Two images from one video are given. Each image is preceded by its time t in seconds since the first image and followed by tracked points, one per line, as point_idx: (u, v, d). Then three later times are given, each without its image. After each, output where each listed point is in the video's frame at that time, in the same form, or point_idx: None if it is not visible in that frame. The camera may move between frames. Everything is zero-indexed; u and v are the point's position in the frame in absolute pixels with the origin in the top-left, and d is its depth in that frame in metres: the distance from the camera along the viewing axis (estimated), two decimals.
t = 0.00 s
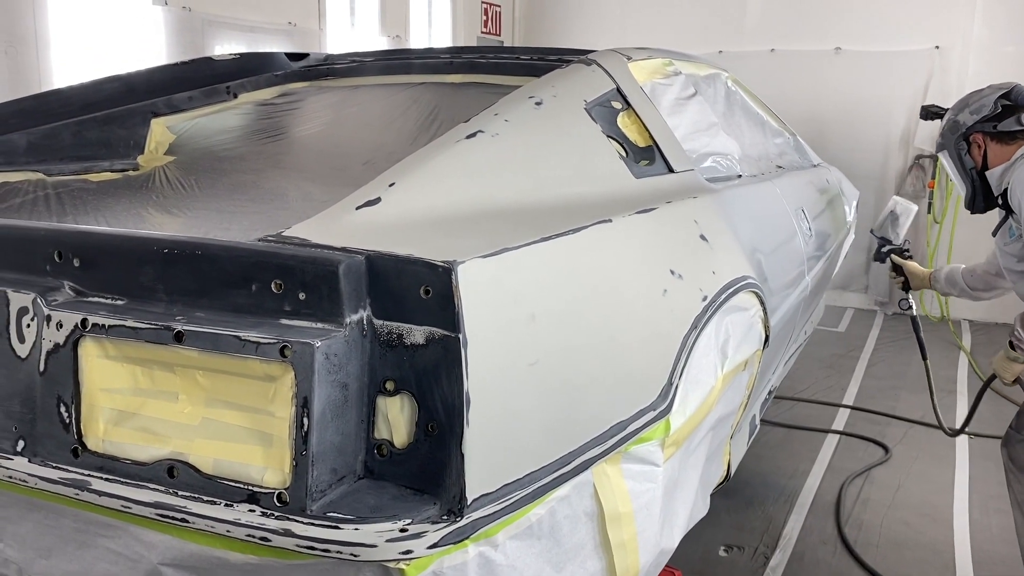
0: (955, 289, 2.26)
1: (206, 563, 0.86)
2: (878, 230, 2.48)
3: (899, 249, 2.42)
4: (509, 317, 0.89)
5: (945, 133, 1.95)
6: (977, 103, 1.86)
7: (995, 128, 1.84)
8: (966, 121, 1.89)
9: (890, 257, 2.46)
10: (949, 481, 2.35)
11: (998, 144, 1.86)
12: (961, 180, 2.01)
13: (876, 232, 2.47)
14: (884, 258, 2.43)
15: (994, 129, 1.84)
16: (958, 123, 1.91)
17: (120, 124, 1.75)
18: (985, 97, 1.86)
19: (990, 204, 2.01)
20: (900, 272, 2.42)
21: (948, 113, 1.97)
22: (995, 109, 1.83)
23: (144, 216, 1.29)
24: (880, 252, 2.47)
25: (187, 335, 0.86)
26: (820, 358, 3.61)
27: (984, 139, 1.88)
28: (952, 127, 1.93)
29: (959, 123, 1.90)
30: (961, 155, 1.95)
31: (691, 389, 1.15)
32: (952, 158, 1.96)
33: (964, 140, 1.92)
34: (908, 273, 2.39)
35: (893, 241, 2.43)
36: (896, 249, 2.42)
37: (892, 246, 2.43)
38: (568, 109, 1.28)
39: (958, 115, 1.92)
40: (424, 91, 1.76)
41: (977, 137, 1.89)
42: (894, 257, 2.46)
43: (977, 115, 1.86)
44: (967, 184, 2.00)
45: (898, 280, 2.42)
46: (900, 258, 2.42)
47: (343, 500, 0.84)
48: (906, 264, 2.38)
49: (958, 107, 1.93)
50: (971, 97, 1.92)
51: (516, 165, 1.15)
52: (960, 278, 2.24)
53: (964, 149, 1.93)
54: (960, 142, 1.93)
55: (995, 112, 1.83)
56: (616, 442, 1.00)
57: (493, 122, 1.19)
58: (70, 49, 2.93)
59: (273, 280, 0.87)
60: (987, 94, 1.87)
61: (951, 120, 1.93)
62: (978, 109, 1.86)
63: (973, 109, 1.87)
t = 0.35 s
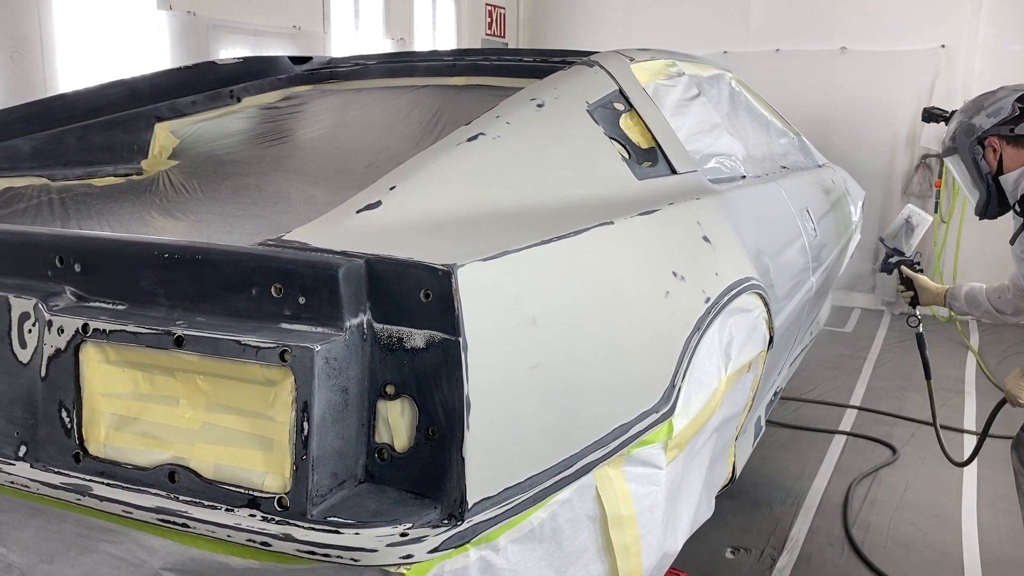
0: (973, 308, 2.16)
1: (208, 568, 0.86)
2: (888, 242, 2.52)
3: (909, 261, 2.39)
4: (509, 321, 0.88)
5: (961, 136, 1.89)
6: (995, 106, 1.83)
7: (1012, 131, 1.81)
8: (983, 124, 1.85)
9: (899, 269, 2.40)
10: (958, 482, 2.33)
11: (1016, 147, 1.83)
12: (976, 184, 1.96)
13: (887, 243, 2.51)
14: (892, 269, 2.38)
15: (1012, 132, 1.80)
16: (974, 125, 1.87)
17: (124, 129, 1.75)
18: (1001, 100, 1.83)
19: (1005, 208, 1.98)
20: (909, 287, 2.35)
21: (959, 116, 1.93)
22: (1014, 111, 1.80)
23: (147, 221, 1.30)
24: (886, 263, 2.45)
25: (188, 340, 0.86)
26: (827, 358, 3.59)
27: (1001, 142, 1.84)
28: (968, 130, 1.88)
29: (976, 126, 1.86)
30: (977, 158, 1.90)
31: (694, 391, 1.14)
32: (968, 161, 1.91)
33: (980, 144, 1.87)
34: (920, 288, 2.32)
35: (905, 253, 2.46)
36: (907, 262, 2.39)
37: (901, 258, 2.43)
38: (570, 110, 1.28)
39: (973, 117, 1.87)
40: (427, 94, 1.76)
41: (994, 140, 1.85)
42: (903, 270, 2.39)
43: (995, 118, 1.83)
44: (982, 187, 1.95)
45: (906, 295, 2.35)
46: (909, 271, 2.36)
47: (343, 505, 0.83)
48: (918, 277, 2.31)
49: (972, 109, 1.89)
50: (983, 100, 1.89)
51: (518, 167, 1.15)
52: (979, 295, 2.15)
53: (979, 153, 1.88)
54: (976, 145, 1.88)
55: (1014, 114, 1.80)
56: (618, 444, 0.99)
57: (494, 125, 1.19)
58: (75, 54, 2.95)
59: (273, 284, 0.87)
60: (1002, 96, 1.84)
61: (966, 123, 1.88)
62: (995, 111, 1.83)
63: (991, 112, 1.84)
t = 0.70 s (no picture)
0: (980, 317, 2.10)
1: None
2: (888, 250, 2.51)
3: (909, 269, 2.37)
4: (506, 327, 0.88)
5: (973, 136, 1.86)
6: (1007, 104, 1.81)
7: None
8: (996, 123, 1.82)
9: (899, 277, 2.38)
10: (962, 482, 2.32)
11: None
12: (986, 186, 1.91)
13: (886, 251, 2.49)
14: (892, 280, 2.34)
15: None
16: (987, 124, 1.84)
17: (123, 136, 1.76)
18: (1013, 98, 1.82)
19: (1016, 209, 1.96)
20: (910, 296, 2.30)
21: (968, 116, 1.90)
22: None
23: (146, 228, 1.30)
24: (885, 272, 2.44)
25: (184, 349, 0.86)
26: (830, 358, 3.58)
27: (1014, 141, 1.83)
28: (981, 130, 1.84)
29: (989, 124, 1.83)
30: (989, 159, 1.87)
31: (694, 395, 1.13)
32: (980, 162, 1.87)
33: (992, 143, 1.85)
34: (923, 298, 2.27)
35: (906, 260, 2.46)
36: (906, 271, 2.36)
37: (902, 267, 2.40)
38: (568, 114, 1.28)
39: (984, 116, 1.85)
40: (426, 98, 1.76)
41: (1007, 139, 1.83)
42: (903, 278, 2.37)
43: (1008, 116, 1.80)
44: (994, 190, 1.91)
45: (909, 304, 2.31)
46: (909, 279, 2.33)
47: (341, 514, 0.83)
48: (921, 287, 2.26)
49: (981, 108, 1.87)
50: (992, 99, 1.87)
51: (516, 171, 1.14)
52: (987, 304, 2.09)
53: (992, 153, 1.85)
54: (989, 145, 1.85)
55: None
56: (618, 450, 0.99)
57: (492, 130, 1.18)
58: (75, 61, 2.95)
59: (270, 292, 0.86)
60: (1014, 93, 1.82)
61: (978, 122, 1.85)
62: (1009, 109, 1.81)
63: (1004, 110, 1.81)
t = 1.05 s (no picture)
0: (985, 322, 2.09)
1: None
2: (884, 252, 2.43)
3: (907, 274, 2.29)
4: (498, 330, 0.87)
5: (978, 130, 1.80)
6: (1016, 97, 1.77)
7: None
8: (1003, 117, 1.77)
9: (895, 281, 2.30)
10: (961, 479, 2.32)
11: None
12: (991, 184, 1.86)
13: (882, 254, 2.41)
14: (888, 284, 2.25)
15: None
16: (994, 118, 1.78)
17: (116, 141, 1.75)
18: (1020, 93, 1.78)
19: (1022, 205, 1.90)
20: (907, 300, 2.22)
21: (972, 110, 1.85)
22: None
23: (139, 234, 1.29)
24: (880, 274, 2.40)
25: (174, 356, 0.86)
26: (828, 356, 3.57)
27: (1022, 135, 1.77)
28: (988, 125, 1.78)
29: (998, 118, 1.77)
30: (995, 154, 1.80)
31: (689, 395, 1.13)
32: (986, 158, 1.81)
33: (998, 139, 1.79)
34: (921, 303, 2.20)
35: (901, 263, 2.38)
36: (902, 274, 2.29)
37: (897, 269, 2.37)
38: (560, 115, 1.27)
39: (990, 110, 1.79)
40: (420, 100, 1.75)
41: (1014, 134, 1.77)
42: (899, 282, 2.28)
43: (1016, 110, 1.76)
44: (999, 186, 1.85)
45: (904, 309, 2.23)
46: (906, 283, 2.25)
47: (333, 520, 0.82)
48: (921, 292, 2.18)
49: (987, 102, 1.82)
50: (996, 93, 1.83)
51: (508, 173, 1.14)
52: (991, 309, 2.08)
53: (999, 148, 1.80)
54: (995, 140, 1.79)
55: None
56: (612, 452, 0.98)
57: (484, 131, 1.18)
58: (70, 66, 2.95)
59: (259, 298, 0.86)
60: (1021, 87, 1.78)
61: (984, 116, 1.79)
62: (1016, 103, 1.76)
63: (1012, 103, 1.77)
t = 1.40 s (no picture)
0: (984, 329, 2.05)
1: None
2: (873, 257, 2.22)
3: (896, 280, 2.16)
4: (486, 330, 0.86)
5: (987, 126, 1.70)
6: None
7: None
8: (1014, 112, 1.67)
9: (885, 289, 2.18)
10: (957, 475, 2.31)
11: None
12: (997, 182, 1.74)
13: (871, 260, 2.20)
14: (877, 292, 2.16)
15: None
16: (1004, 113, 1.69)
17: (105, 146, 1.75)
18: None
19: None
20: (899, 308, 2.17)
21: (978, 104, 1.75)
22: None
23: (128, 239, 1.28)
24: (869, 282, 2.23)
25: (158, 360, 0.85)
26: (823, 354, 3.57)
27: None
28: (998, 120, 1.69)
29: (1008, 112, 1.68)
30: (1003, 151, 1.71)
31: (681, 394, 1.12)
32: (994, 155, 1.71)
33: (1006, 135, 1.70)
34: (913, 311, 2.15)
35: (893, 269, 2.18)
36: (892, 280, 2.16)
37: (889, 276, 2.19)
38: (549, 114, 1.27)
39: (999, 104, 1.70)
40: (410, 101, 1.75)
41: None
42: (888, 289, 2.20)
43: None
44: (1008, 187, 1.73)
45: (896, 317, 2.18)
46: (897, 291, 2.17)
47: (321, 524, 0.82)
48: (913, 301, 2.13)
49: (994, 96, 1.73)
50: (1003, 86, 1.73)
51: (497, 173, 1.13)
52: (990, 317, 2.04)
53: (1007, 145, 1.70)
54: (1004, 137, 1.70)
55: None
56: (603, 452, 0.97)
57: (472, 131, 1.17)
58: (60, 72, 2.94)
59: (244, 301, 0.85)
60: None
61: (993, 110, 1.70)
62: None
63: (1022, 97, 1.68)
